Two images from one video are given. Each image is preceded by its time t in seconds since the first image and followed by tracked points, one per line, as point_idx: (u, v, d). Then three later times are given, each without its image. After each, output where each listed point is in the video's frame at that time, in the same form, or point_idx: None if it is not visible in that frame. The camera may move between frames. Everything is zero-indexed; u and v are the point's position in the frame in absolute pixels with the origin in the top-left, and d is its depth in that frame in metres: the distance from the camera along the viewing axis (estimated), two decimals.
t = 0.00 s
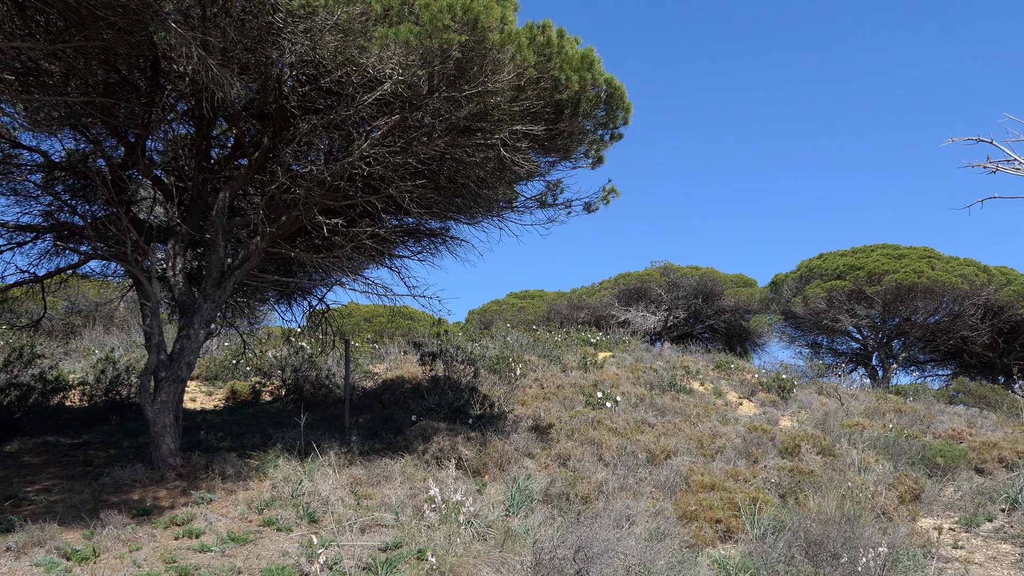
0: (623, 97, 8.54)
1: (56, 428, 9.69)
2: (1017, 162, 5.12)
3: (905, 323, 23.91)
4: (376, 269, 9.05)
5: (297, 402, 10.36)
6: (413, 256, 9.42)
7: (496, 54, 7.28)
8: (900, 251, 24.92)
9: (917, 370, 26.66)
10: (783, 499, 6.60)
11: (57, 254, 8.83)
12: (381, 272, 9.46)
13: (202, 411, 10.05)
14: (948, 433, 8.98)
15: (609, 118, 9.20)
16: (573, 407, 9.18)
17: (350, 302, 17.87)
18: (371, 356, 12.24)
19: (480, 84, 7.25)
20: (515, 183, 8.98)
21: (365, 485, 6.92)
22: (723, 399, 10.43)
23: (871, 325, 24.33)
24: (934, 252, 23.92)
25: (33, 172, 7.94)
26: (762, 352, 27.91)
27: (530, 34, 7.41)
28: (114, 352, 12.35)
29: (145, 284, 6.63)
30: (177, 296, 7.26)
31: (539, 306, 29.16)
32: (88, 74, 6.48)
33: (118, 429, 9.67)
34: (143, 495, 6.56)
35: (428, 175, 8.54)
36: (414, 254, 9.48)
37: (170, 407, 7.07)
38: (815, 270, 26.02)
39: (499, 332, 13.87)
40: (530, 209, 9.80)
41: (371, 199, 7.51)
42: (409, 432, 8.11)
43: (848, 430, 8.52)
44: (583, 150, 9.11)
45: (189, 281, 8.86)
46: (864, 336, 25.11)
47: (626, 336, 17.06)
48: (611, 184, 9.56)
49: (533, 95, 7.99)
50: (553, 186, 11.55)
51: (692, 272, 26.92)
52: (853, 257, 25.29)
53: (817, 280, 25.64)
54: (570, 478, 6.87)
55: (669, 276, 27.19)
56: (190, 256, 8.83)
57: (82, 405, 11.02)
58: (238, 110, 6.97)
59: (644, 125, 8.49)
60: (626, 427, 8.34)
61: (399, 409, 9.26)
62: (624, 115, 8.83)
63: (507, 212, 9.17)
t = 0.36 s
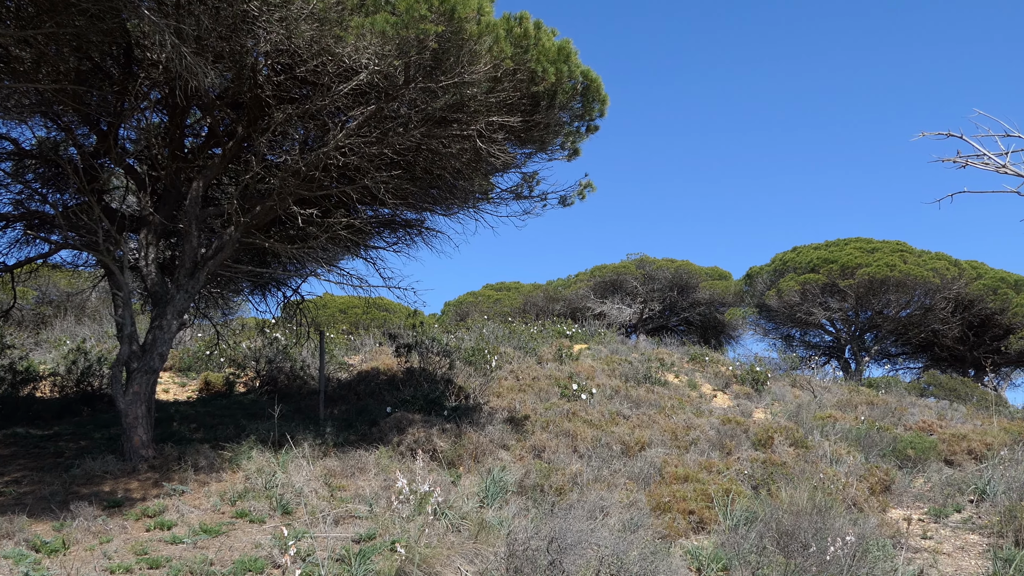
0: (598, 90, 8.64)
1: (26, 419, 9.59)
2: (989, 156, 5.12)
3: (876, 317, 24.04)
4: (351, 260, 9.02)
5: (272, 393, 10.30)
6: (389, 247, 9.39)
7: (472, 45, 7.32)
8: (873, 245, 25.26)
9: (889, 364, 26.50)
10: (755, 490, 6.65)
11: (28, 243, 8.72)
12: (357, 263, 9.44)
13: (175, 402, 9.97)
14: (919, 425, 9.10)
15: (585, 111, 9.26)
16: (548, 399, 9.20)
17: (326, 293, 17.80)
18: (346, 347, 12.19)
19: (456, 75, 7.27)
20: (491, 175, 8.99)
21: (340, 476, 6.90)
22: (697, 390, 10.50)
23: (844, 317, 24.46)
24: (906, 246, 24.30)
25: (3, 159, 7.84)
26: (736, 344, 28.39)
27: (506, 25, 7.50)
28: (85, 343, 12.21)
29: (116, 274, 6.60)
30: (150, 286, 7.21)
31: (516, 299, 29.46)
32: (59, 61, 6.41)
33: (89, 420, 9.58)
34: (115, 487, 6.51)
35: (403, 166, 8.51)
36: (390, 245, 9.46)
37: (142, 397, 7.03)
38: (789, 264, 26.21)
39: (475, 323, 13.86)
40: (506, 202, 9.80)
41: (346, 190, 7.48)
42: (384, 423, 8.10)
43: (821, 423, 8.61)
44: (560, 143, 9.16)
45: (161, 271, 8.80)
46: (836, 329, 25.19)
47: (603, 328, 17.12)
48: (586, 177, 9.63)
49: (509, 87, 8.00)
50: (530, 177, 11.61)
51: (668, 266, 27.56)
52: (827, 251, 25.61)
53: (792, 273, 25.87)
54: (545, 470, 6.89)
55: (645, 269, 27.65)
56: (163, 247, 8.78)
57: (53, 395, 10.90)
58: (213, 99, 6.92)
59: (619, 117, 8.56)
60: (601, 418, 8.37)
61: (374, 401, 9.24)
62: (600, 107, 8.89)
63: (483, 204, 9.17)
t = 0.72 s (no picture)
0: (574, 83, 8.62)
1: None
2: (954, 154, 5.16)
3: (848, 311, 24.29)
4: (324, 252, 9.00)
5: (244, 385, 10.25)
6: (362, 239, 9.37)
7: (446, 36, 7.30)
8: (845, 239, 25.59)
9: (861, 357, 27.20)
10: (728, 482, 6.70)
11: None
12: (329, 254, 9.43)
13: (146, 393, 9.90)
14: (890, 418, 9.22)
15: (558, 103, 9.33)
16: (522, 391, 9.22)
17: (300, 285, 17.71)
18: (320, 339, 12.13)
19: (430, 67, 7.23)
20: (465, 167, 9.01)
21: (313, 468, 6.87)
22: (670, 383, 10.56)
23: (815, 312, 24.77)
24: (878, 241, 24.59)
25: None
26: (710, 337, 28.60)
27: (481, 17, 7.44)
28: (55, 334, 12.08)
29: (86, 264, 6.57)
30: (121, 276, 7.19)
31: (492, 291, 29.39)
32: (27, 48, 6.33)
33: (59, 412, 9.49)
34: (85, 479, 6.47)
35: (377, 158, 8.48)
36: (364, 237, 9.46)
37: (113, 389, 7.01)
38: (762, 257, 26.42)
39: (448, 315, 13.84)
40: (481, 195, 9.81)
41: (319, 181, 7.44)
42: (358, 415, 8.08)
43: (793, 415, 8.70)
44: (534, 135, 9.22)
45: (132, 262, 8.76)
46: (808, 323, 25.56)
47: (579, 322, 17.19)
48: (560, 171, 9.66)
49: (484, 80, 7.99)
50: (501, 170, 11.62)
51: (642, 259, 27.44)
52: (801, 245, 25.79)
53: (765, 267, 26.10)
54: (519, 462, 6.90)
55: (620, 262, 27.59)
56: (134, 237, 8.74)
57: (22, 387, 10.77)
58: (184, 89, 6.85)
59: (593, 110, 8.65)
60: (575, 411, 8.39)
61: (348, 393, 9.22)
62: (573, 101, 8.96)
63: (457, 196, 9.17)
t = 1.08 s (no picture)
0: (547, 76, 8.87)
1: None
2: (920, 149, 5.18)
3: (821, 305, 24.74)
4: (298, 244, 9.01)
5: (217, 377, 10.20)
6: (336, 231, 9.38)
7: (421, 29, 7.36)
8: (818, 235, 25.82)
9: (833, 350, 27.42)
10: (700, 475, 6.75)
11: None
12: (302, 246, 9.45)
13: (117, 385, 9.83)
14: (861, 412, 9.30)
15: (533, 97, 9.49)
16: (496, 384, 9.23)
17: (274, 277, 17.61)
18: (294, 332, 12.07)
19: (404, 59, 7.25)
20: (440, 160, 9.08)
21: (285, 461, 6.85)
22: (644, 377, 10.60)
23: (789, 306, 25.01)
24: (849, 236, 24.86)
25: None
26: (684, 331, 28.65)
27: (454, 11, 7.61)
28: (24, 325, 11.95)
29: (56, 255, 6.60)
30: (92, 268, 7.20)
31: (465, 284, 29.14)
32: None
33: (29, 403, 9.41)
34: (55, 472, 6.43)
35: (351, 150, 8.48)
36: (337, 229, 9.48)
37: (83, 381, 7.00)
38: (736, 252, 26.46)
39: (422, 308, 13.82)
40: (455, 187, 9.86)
41: (292, 173, 7.43)
42: (331, 408, 8.05)
43: (765, 409, 8.76)
44: (508, 128, 9.32)
45: (104, 253, 8.73)
46: (782, 318, 25.88)
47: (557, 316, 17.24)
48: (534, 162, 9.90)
49: (459, 72, 8.03)
50: (476, 162, 11.75)
51: (616, 253, 27.61)
52: (774, 239, 25.96)
53: (738, 262, 26.18)
54: (492, 455, 6.89)
55: (593, 256, 27.62)
56: (105, 228, 8.71)
57: None
58: (156, 79, 6.81)
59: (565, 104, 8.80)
60: (549, 404, 8.41)
61: (322, 385, 9.19)
62: (548, 93, 9.20)
63: (432, 189, 9.20)
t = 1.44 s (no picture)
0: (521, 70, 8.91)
1: None
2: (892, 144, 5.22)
3: (792, 300, 24.79)
4: (270, 236, 9.00)
5: (188, 370, 10.13)
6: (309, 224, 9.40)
7: (395, 22, 7.35)
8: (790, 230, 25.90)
9: (804, 346, 27.53)
10: (672, 469, 6.79)
11: None
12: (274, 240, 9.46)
13: (86, 378, 9.74)
14: (832, 406, 9.41)
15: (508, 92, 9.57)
16: (470, 378, 9.23)
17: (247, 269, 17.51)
18: (266, 325, 11.99)
19: (378, 52, 7.28)
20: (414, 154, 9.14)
21: (257, 455, 6.80)
22: (617, 371, 10.64)
23: (761, 301, 25.10)
24: (821, 232, 24.94)
25: None
26: (657, 326, 28.84)
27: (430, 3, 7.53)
28: None
29: (24, 246, 6.56)
30: (60, 260, 7.17)
31: (439, 277, 29.15)
32: None
33: None
34: (22, 465, 6.36)
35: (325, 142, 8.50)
36: (310, 222, 9.50)
37: (52, 373, 7.01)
38: (708, 247, 26.50)
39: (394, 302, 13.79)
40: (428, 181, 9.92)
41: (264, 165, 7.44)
42: (303, 402, 8.00)
43: (738, 403, 8.81)
44: (483, 123, 9.40)
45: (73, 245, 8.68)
46: (754, 312, 25.84)
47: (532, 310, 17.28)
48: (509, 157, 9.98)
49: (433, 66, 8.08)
50: (449, 156, 11.83)
51: (590, 248, 27.58)
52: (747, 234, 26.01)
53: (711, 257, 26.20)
54: (465, 449, 6.88)
55: (567, 250, 27.75)
56: (75, 220, 8.66)
57: None
58: (126, 69, 6.79)
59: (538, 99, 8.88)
60: (522, 398, 8.41)
61: (294, 379, 9.15)
62: (522, 88, 9.21)
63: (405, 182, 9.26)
